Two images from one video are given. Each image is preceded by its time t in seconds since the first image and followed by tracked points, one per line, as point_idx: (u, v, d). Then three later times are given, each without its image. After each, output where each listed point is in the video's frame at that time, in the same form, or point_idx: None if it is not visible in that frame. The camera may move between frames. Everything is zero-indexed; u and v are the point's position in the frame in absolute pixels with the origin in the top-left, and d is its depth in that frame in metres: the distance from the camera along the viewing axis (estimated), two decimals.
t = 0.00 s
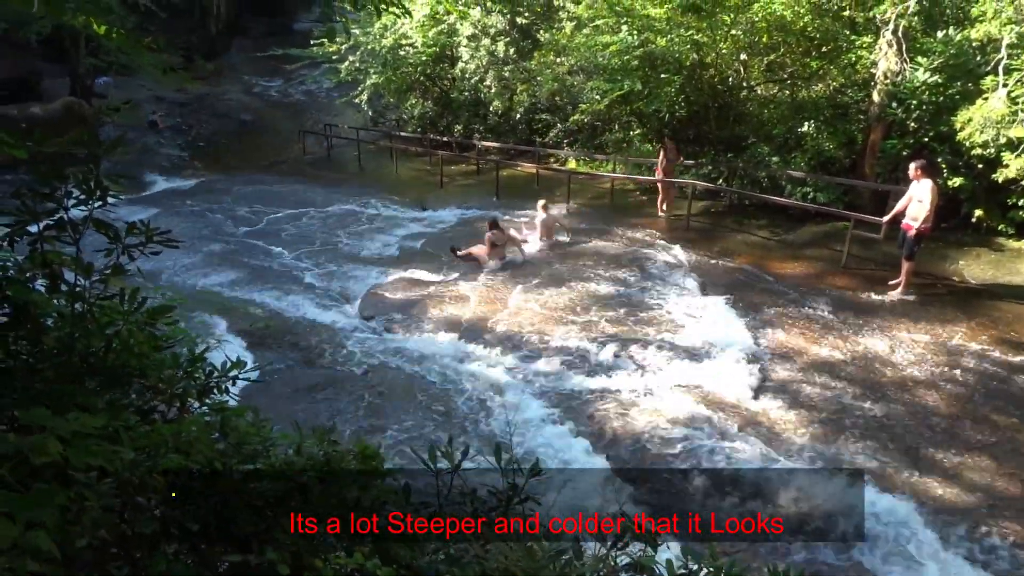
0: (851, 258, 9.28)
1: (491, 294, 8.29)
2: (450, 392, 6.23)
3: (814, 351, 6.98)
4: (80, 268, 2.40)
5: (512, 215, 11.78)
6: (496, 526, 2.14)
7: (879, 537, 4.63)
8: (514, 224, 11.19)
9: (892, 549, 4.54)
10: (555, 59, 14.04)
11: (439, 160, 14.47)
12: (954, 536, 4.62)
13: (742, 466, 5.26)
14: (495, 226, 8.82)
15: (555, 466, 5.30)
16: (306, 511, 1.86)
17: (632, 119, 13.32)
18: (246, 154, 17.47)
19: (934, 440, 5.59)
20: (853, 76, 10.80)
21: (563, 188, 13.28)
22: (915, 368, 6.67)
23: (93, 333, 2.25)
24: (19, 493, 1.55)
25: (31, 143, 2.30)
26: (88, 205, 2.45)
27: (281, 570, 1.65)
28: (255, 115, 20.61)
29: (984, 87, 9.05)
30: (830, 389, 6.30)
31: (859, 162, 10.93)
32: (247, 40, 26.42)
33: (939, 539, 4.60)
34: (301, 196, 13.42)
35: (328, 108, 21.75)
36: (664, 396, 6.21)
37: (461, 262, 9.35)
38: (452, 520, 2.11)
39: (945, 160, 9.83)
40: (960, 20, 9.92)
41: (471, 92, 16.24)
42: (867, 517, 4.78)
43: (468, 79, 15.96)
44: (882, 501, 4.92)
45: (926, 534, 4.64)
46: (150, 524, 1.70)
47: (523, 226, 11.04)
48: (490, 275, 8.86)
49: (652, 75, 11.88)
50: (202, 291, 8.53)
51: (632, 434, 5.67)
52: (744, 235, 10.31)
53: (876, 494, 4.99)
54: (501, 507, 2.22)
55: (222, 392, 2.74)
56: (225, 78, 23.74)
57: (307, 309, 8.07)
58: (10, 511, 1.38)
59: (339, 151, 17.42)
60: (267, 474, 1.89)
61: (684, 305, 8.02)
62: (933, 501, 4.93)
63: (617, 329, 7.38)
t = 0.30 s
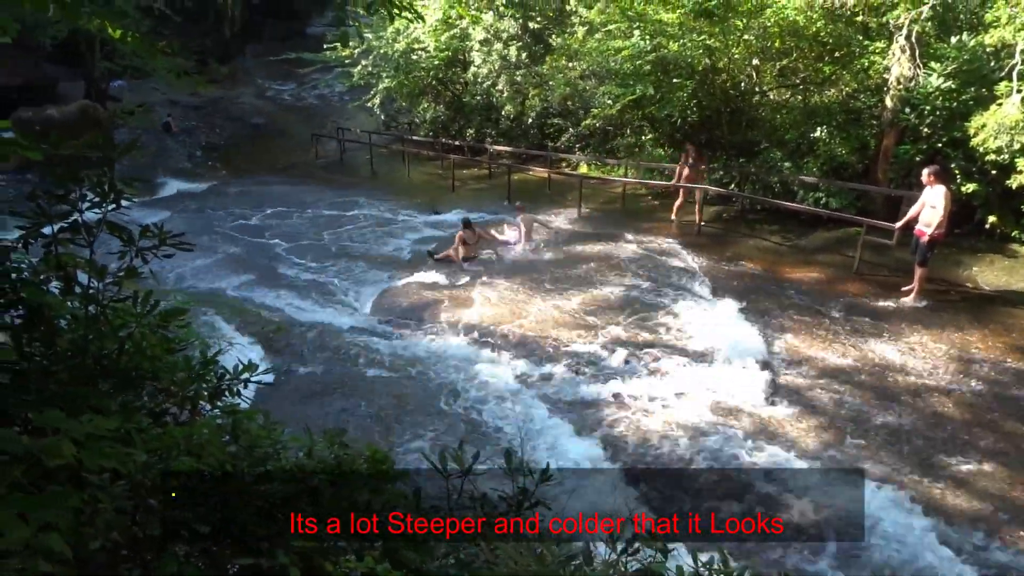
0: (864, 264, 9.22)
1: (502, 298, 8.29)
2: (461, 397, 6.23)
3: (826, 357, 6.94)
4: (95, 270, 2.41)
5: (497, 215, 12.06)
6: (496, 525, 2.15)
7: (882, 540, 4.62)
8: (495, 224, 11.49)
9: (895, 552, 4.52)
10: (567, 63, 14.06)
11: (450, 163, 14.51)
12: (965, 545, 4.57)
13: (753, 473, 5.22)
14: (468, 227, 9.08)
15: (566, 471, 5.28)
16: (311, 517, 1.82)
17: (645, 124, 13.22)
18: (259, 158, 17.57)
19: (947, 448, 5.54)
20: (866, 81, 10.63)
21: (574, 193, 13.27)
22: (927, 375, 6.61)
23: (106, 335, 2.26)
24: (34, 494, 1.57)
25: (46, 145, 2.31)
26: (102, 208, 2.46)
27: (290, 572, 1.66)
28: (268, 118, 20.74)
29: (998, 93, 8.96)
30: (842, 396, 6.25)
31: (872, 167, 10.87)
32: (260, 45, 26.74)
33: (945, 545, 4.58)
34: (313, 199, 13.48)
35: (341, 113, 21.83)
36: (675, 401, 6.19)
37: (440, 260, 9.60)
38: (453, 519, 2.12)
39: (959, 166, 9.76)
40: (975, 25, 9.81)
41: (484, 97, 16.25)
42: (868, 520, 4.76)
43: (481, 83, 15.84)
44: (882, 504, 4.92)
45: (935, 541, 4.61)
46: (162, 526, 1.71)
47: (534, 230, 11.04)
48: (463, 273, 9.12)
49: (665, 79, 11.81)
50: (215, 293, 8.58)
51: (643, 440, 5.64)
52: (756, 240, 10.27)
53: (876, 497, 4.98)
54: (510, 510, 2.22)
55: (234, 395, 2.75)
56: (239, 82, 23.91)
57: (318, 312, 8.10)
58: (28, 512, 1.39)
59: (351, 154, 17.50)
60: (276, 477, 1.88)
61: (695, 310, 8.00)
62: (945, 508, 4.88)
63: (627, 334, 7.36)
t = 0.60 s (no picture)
0: (877, 272, 9.15)
1: (512, 303, 8.28)
2: (471, 403, 6.22)
3: (838, 365, 6.88)
4: (110, 272, 2.40)
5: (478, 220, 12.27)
6: (496, 526, 2.14)
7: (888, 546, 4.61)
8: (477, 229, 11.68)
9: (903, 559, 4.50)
10: (579, 69, 13.78)
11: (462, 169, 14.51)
12: (980, 556, 4.50)
13: (764, 481, 5.17)
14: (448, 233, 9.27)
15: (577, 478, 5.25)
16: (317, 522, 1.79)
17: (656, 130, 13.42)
18: (271, 162, 17.66)
19: (961, 457, 5.47)
20: (879, 88, 10.59)
21: (586, 199, 13.25)
22: (941, 385, 6.53)
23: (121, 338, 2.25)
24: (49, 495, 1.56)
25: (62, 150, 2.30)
26: (118, 211, 2.44)
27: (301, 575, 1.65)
28: (281, 123, 20.85)
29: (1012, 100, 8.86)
30: (854, 404, 6.19)
31: (885, 175, 10.80)
32: (275, 51, 27.01)
33: (953, 549, 4.57)
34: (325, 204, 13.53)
35: (354, 118, 21.92)
36: (687, 408, 6.15)
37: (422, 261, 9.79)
38: (452, 519, 2.14)
39: (973, 173, 9.67)
40: (989, 31, 9.68)
41: (495, 102, 16.21)
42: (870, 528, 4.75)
43: (493, 89, 15.84)
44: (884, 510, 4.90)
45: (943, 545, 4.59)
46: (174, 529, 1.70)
47: (545, 236, 11.03)
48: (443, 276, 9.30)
49: (678, 86, 11.89)
50: (228, 298, 8.62)
51: (653, 447, 5.61)
52: (769, 247, 10.21)
53: (875, 504, 4.97)
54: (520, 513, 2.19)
55: (245, 399, 2.75)
56: (252, 87, 24.07)
57: (329, 316, 8.12)
58: (43, 514, 1.38)
59: (363, 160, 17.56)
60: (287, 480, 1.87)
61: (706, 317, 7.95)
62: (959, 519, 4.81)
63: (638, 340, 7.33)
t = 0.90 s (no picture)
0: (901, 280, 9.04)
1: (532, 308, 8.28)
2: (491, 408, 6.23)
3: (861, 374, 6.80)
4: (136, 274, 2.40)
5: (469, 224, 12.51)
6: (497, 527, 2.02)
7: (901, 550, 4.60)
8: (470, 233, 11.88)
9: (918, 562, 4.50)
10: (601, 75, 13.73)
11: (483, 175, 14.56)
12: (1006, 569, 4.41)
13: (785, 490, 5.12)
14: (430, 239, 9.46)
15: (596, 485, 5.23)
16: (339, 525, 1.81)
17: (677, 136, 13.38)
18: (294, 166, 17.85)
19: (987, 469, 5.37)
20: (904, 94, 10.47)
21: (607, 205, 13.24)
22: (966, 395, 6.42)
23: (145, 340, 2.27)
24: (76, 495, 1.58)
25: (90, 154, 2.31)
26: (145, 215, 2.44)
27: None
28: (303, 127, 21.07)
29: None
30: (877, 414, 6.11)
31: (910, 182, 10.70)
32: (299, 57, 27.40)
33: (967, 549, 4.58)
34: (347, 208, 13.65)
35: (376, 123, 22.08)
36: (708, 416, 6.11)
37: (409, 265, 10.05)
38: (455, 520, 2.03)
39: (1000, 181, 9.52)
40: (1017, 36, 9.49)
41: (517, 108, 16.23)
42: (880, 533, 4.73)
43: (514, 94, 15.79)
44: (889, 513, 4.91)
45: (956, 546, 4.61)
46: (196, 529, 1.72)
47: (566, 241, 11.02)
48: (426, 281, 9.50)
49: (700, 92, 11.86)
50: (251, 300, 8.71)
51: (673, 454, 5.57)
52: (791, 254, 10.13)
53: (878, 507, 4.98)
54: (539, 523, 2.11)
55: (268, 401, 2.77)
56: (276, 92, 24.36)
57: (350, 320, 8.17)
58: (71, 514, 1.40)
59: (385, 164, 17.68)
60: (307, 483, 1.88)
61: (727, 324, 7.90)
62: (985, 531, 4.73)
63: (658, 347, 7.30)
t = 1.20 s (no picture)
0: (936, 291, 8.86)
1: (559, 316, 8.26)
2: (517, 416, 6.22)
3: (894, 387, 6.67)
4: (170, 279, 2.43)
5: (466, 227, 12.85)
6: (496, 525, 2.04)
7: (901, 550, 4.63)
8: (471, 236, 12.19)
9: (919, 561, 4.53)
10: (631, 83, 13.74)
11: (511, 182, 14.60)
12: None
13: (815, 505, 5.03)
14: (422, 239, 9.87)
15: (622, 497, 5.20)
16: (366, 529, 1.81)
17: (707, 144, 13.30)
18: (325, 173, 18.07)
19: None
20: (940, 102, 10.21)
21: (636, 213, 13.18)
22: (1004, 410, 6.26)
23: (178, 343, 2.30)
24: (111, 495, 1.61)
25: (128, 160, 2.36)
26: (180, 221, 2.46)
27: None
28: (335, 134, 21.33)
29: None
30: (911, 428, 5.98)
31: (946, 192, 10.52)
32: (332, 65, 27.83)
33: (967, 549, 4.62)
34: (376, 214, 13.77)
35: (407, 130, 22.26)
36: (736, 427, 6.04)
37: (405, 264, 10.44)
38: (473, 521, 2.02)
39: None
40: None
41: (546, 115, 16.25)
42: (876, 529, 4.83)
43: (544, 102, 15.78)
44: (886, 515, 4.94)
45: (955, 545, 4.65)
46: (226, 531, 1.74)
47: (594, 250, 10.99)
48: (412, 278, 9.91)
49: (731, 100, 11.79)
50: (281, 305, 8.82)
51: (701, 466, 5.51)
52: (823, 264, 9.99)
53: (874, 508, 5.02)
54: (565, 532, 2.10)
55: (296, 405, 2.80)
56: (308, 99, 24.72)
57: (379, 326, 8.23)
58: (105, 513, 1.42)
59: (414, 171, 17.81)
60: (335, 487, 1.89)
61: (757, 334, 7.81)
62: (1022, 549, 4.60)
63: (687, 357, 7.23)
